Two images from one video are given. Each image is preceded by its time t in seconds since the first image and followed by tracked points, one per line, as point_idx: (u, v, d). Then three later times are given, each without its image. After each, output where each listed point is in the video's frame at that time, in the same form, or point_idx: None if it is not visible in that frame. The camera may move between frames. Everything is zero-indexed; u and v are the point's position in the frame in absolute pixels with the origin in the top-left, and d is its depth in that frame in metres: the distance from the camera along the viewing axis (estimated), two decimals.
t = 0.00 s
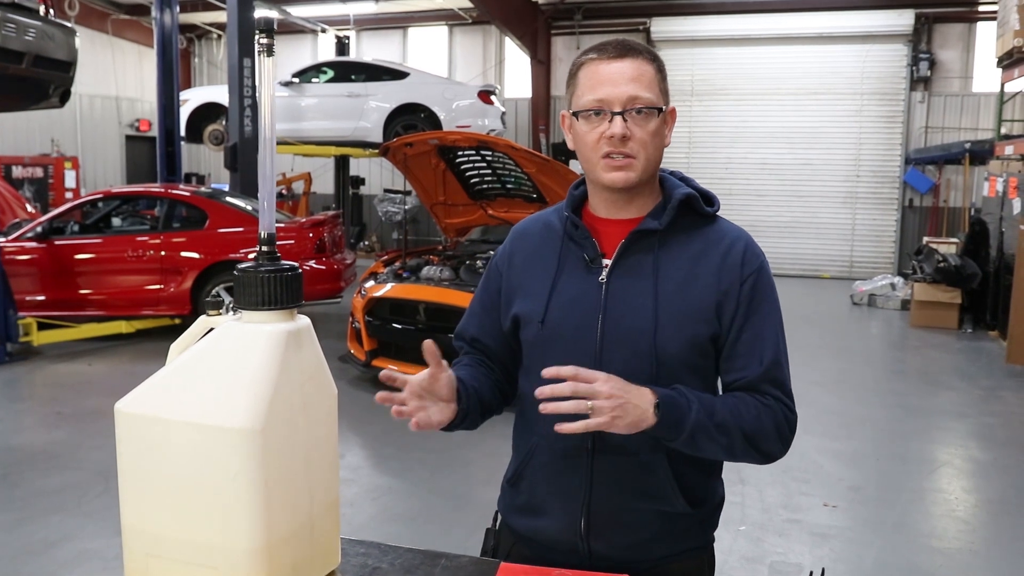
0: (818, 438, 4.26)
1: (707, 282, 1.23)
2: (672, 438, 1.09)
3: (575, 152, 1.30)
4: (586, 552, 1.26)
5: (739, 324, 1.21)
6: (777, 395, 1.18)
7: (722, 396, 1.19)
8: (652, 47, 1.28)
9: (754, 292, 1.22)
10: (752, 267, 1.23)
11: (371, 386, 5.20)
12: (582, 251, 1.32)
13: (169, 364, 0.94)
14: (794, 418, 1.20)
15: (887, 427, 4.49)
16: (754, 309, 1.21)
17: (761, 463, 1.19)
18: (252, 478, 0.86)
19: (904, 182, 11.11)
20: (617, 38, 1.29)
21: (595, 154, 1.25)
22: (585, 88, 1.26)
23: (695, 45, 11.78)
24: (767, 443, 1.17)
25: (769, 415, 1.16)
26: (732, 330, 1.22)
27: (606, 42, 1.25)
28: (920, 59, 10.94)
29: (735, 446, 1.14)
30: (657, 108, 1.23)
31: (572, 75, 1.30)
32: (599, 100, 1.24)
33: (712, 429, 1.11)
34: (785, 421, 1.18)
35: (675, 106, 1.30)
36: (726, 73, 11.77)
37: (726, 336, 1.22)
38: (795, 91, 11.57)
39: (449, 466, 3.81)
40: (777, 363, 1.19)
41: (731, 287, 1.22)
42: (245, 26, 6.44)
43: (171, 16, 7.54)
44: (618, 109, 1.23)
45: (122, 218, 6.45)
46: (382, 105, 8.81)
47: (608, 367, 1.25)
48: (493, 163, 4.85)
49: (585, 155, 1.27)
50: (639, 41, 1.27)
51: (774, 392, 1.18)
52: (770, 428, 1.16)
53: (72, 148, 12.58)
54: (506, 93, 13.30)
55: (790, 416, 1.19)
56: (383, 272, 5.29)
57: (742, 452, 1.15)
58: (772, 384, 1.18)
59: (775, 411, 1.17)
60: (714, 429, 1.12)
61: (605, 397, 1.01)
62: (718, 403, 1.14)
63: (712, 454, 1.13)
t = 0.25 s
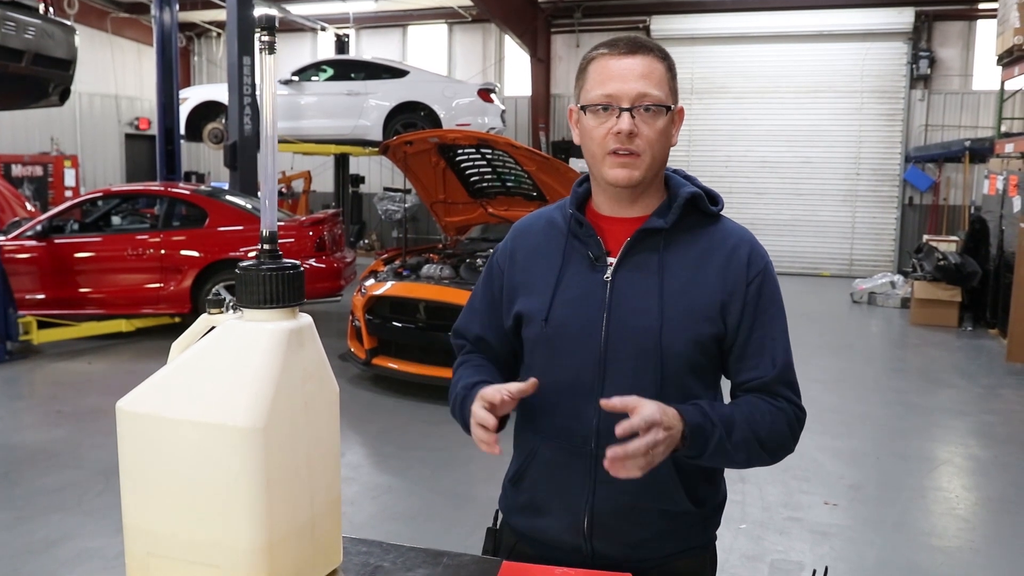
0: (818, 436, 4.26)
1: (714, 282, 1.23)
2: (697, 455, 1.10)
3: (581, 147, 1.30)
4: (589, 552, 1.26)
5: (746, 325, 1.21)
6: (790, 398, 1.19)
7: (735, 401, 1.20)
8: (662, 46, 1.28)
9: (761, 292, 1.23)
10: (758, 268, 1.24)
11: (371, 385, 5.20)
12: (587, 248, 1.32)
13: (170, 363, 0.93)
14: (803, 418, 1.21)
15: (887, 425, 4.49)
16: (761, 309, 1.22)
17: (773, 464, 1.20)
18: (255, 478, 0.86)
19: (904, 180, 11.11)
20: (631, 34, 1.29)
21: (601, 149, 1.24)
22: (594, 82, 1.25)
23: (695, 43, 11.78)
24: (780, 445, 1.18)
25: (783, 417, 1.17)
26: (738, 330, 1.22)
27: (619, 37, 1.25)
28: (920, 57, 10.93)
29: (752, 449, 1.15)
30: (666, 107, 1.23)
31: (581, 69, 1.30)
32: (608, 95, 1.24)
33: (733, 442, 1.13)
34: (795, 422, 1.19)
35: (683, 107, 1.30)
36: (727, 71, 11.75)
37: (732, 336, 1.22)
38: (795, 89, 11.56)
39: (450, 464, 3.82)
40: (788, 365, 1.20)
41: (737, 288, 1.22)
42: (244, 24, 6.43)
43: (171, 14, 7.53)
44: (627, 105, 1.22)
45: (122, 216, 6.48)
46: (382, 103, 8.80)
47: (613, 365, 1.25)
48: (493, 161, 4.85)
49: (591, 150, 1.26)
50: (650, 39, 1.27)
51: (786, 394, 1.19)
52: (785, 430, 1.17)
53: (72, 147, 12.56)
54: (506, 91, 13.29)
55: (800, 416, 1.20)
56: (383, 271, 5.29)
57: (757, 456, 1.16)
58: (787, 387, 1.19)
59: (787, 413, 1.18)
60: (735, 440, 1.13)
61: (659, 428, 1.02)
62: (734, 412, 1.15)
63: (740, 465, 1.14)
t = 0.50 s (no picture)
0: (819, 436, 4.26)
1: (719, 284, 1.23)
2: (702, 461, 1.11)
3: (588, 146, 1.30)
4: (591, 552, 1.26)
5: (751, 328, 1.22)
6: (794, 402, 1.20)
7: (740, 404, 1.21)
8: (675, 48, 1.28)
9: (766, 296, 1.23)
10: (764, 271, 1.24)
11: (371, 385, 5.20)
12: (592, 248, 1.32)
13: (171, 363, 0.93)
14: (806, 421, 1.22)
15: (888, 425, 4.49)
16: (766, 312, 1.22)
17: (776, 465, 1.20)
18: (258, 478, 0.86)
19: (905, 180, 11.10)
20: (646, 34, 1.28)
21: (607, 149, 1.24)
22: (604, 82, 1.25)
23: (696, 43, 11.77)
24: (783, 447, 1.19)
25: (785, 421, 1.18)
26: (743, 333, 1.22)
27: (632, 36, 1.25)
28: (921, 57, 10.93)
29: (755, 452, 1.15)
30: (675, 110, 1.23)
31: (593, 67, 1.29)
32: (617, 95, 1.23)
33: (739, 449, 1.13)
34: (797, 425, 1.20)
35: (694, 110, 1.29)
36: (727, 71, 11.74)
37: (737, 339, 1.23)
38: (796, 89, 11.56)
39: (450, 464, 3.81)
40: (793, 369, 1.20)
41: (742, 290, 1.23)
42: (245, 24, 6.43)
43: (172, 14, 7.53)
44: (636, 106, 1.22)
45: (122, 216, 6.47)
46: (383, 103, 8.80)
47: (618, 367, 1.25)
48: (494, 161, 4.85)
49: (597, 149, 1.26)
50: (663, 41, 1.26)
51: (790, 399, 1.20)
52: (787, 433, 1.18)
53: (73, 147, 12.57)
54: (507, 91, 13.29)
55: (803, 419, 1.21)
56: (384, 271, 5.29)
57: (761, 460, 1.17)
58: (791, 391, 1.20)
59: (790, 417, 1.19)
60: (741, 448, 1.14)
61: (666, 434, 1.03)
62: (738, 416, 1.16)
63: (745, 469, 1.15)
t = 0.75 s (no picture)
0: (818, 435, 4.26)
1: (719, 285, 1.23)
2: (699, 462, 1.11)
3: (589, 146, 1.29)
4: (591, 552, 1.26)
5: (751, 329, 1.22)
6: (793, 403, 1.20)
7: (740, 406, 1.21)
8: (675, 47, 1.27)
9: (765, 297, 1.23)
10: (763, 272, 1.24)
11: (371, 384, 5.19)
12: (592, 248, 1.31)
13: (169, 363, 0.93)
14: (807, 422, 1.22)
15: (887, 424, 4.49)
16: (765, 313, 1.22)
17: (776, 467, 1.20)
18: (256, 481, 0.85)
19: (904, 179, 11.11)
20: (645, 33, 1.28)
21: (608, 148, 1.24)
22: (604, 81, 1.25)
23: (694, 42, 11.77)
24: (783, 449, 1.19)
25: (785, 422, 1.18)
26: (743, 334, 1.22)
27: (631, 36, 1.25)
28: (919, 56, 10.94)
29: (754, 454, 1.15)
30: (676, 108, 1.23)
31: (592, 66, 1.29)
32: (618, 94, 1.23)
33: (736, 451, 1.13)
34: (798, 427, 1.20)
35: (695, 108, 1.29)
36: (726, 70, 11.74)
37: (737, 340, 1.23)
38: (794, 88, 11.56)
39: (450, 464, 3.81)
40: (793, 369, 1.20)
41: (742, 291, 1.22)
42: (243, 23, 6.42)
43: (169, 14, 7.52)
44: (636, 105, 1.22)
45: (120, 217, 6.46)
46: (381, 103, 8.79)
47: (617, 368, 1.24)
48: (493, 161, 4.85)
49: (598, 149, 1.26)
50: (662, 39, 1.26)
51: (790, 400, 1.20)
52: (786, 434, 1.18)
53: (70, 147, 12.54)
54: (505, 90, 13.29)
55: (803, 421, 1.21)
56: (383, 271, 5.28)
57: (760, 462, 1.16)
58: (790, 392, 1.20)
59: (790, 419, 1.19)
60: (738, 450, 1.14)
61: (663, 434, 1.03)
62: (737, 417, 1.16)
63: (743, 470, 1.15)
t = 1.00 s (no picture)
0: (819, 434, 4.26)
1: (718, 281, 1.23)
2: (701, 450, 1.09)
3: (587, 147, 1.29)
4: (592, 550, 1.26)
5: (752, 326, 1.21)
6: (805, 393, 1.18)
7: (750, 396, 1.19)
8: (667, 44, 1.27)
9: (766, 293, 1.22)
10: (764, 267, 1.23)
11: (371, 384, 5.19)
12: (591, 248, 1.31)
13: (169, 364, 0.92)
14: (823, 414, 1.20)
15: (887, 423, 4.49)
16: (766, 308, 1.22)
17: (790, 461, 1.18)
18: (256, 481, 0.85)
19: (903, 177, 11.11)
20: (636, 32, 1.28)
21: (605, 149, 1.24)
22: (598, 81, 1.24)
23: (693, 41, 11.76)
24: (797, 441, 1.16)
25: (798, 412, 1.16)
26: (744, 330, 1.22)
27: (623, 35, 1.24)
28: (918, 54, 10.94)
29: (763, 443, 1.14)
30: (671, 106, 1.23)
31: (585, 67, 1.29)
32: (611, 94, 1.23)
33: (742, 438, 1.12)
34: (815, 420, 1.18)
35: (690, 105, 1.29)
36: (725, 69, 11.73)
37: (738, 336, 1.22)
38: (793, 87, 11.56)
39: (450, 464, 3.81)
40: (799, 361, 1.19)
41: (742, 287, 1.22)
42: (242, 24, 6.42)
43: (168, 15, 7.52)
44: (631, 104, 1.22)
45: (120, 218, 6.45)
46: (380, 103, 8.79)
47: (617, 367, 1.24)
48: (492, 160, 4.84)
49: (596, 151, 1.26)
50: (654, 37, 1.26)
51: (800, 389, 1.18)
52: (801, 425, 1.16)
53: (70, 148, 12.54)
54: (504, 90, 13.29)
55: (820, 413, 1.18)
56: (383, 271, 5.28)
57: (773, 452, 1.15)
58: (801, 381, 1.18)
59: (803, 409, 1.16)
60: (744, 437, 1.12)
61: (656, 419, 1.00)
62: (745, 407, 1.15)
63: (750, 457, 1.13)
